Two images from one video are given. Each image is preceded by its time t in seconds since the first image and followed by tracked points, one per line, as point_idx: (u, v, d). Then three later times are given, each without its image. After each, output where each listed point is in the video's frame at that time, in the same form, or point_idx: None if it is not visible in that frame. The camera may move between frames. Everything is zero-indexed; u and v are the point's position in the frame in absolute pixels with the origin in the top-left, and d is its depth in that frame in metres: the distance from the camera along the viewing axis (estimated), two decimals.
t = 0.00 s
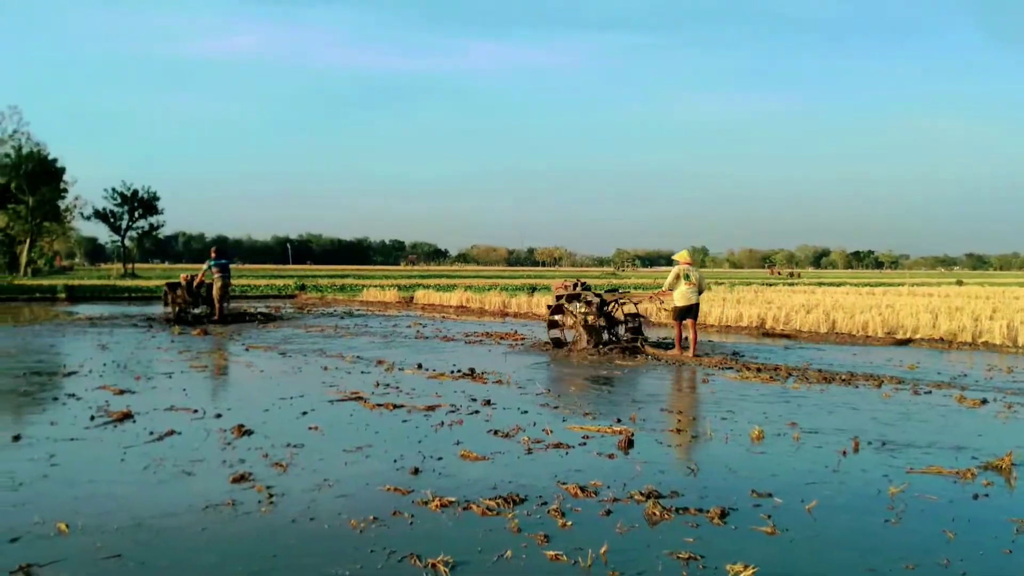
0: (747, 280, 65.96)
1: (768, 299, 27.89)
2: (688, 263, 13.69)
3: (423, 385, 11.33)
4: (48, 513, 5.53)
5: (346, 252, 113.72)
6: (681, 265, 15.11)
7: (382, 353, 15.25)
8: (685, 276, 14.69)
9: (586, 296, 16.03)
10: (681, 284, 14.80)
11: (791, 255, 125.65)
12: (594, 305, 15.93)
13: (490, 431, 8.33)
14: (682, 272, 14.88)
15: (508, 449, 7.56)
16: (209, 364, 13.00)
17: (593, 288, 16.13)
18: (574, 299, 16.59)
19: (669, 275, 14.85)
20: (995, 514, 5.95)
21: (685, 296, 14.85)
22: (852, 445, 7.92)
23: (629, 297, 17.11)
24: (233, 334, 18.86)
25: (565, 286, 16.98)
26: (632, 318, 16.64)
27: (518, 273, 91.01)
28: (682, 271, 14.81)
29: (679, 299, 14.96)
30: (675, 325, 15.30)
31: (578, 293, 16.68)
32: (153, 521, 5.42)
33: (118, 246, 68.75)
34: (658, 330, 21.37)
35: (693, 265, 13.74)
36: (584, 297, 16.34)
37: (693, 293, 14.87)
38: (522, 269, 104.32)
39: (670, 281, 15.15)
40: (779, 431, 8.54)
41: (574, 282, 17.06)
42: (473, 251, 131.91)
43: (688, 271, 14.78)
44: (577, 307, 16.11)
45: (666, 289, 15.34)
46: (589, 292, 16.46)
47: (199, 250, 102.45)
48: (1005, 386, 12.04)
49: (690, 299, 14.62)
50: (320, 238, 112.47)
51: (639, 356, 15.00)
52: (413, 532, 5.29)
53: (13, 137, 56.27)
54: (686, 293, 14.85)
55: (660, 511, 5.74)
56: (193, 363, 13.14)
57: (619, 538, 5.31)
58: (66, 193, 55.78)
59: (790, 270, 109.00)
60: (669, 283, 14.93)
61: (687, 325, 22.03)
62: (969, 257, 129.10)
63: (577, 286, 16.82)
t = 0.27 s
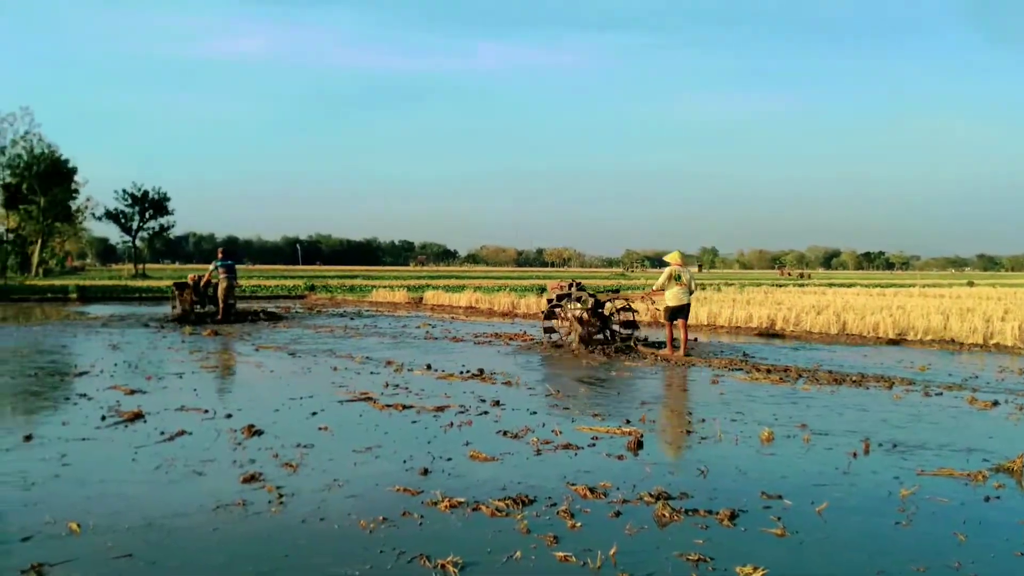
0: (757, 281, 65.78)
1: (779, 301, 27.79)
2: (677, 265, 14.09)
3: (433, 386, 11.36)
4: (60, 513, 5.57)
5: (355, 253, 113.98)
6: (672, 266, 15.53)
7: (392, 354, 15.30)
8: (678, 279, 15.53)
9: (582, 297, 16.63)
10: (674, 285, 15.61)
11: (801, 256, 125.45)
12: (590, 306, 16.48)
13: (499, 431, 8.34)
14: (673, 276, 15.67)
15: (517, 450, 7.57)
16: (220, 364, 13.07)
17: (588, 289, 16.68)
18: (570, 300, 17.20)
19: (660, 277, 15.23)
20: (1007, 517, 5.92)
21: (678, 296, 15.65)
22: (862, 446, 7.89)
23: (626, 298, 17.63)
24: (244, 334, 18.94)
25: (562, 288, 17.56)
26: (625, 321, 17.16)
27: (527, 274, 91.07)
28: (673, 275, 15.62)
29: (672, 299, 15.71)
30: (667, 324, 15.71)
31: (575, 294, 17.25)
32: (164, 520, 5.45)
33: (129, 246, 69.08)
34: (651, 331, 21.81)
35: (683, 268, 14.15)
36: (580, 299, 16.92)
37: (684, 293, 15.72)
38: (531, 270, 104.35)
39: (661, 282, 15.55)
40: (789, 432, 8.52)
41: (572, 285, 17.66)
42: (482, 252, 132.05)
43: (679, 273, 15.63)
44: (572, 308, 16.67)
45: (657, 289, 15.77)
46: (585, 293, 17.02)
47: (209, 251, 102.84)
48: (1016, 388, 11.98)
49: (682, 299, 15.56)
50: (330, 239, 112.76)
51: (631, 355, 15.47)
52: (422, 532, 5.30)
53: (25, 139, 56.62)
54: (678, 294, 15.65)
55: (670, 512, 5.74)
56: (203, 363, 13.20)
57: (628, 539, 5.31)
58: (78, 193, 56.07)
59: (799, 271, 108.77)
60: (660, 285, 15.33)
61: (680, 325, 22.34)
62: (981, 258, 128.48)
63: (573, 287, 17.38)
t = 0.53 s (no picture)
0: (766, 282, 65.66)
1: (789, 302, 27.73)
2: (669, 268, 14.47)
3: (442, 386, 11.37)
4: (71, 512, 5.59)
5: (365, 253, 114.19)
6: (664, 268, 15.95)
7: (401, 355, 15.32)
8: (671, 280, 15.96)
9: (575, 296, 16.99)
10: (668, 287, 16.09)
11: (811, 257, 125.16)
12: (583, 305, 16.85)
13: (508, 432, 8.34)
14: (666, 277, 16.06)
15: (526, 450, 7.57)
16: (229, 365, 13.12)
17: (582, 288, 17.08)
18: (564, 299, 17.64)
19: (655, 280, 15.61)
20: (1019, 519, 5.88)
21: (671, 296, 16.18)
22: (872, 448, 7.86)
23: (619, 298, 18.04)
24: (253, 334, 19.00)
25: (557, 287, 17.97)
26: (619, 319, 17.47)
27: (535, 274, 91.11)
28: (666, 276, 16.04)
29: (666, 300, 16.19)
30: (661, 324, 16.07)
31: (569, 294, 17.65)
32: (174, 520, 5.46)
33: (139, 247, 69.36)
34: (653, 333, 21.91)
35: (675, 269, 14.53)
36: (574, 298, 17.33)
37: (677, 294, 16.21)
38: (539, 271, 104.34)
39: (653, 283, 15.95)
40: (799, 434, 8.49)
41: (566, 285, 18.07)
42: (491, 252, 132.11)
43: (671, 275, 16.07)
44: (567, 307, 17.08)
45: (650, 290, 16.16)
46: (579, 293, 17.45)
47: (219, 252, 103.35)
48: None
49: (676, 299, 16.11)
50: (339, 240, 112.99)
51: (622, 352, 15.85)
52: (431, 533, 5.31)
53: (36, 140, 56.96)
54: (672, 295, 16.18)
55: (679, 514, 5.73)
56: (213, 363, 13.25)
57: (637, 540, 5.30)
58: (89, 194, 56.36)
59: (809, 271, 108.46)
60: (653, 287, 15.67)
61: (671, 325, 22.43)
62: (992, 259, 127.93)
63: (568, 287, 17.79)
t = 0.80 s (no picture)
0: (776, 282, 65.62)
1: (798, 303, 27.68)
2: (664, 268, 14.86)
3: (451, 387, 11.39)
4: (81, 512, 5.61)
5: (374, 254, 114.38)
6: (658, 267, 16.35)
7: (409, 355, 15.35)
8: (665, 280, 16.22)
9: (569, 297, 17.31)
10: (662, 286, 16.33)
11: (821, 257, 124.88)
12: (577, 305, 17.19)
13: (516, 433, 8.34)
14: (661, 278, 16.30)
15: (534, 451, 7.57)
16: (239, 365, 13.17)
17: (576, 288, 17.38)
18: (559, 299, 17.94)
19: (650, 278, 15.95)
20: None
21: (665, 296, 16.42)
22: (882, 450, 7.83)
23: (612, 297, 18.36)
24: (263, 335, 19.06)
25: (551, 287, 18.27)
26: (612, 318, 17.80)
27: (544, 274, 91.13)
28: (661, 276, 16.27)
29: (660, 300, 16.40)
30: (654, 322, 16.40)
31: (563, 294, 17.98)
32: (184, 520, 5.48)
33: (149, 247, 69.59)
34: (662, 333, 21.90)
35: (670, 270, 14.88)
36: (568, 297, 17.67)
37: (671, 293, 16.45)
38: (548, 272, 104.34)
39: (647, 283, 16.32)
40: (808, 435, 8.47)
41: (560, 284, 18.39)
42: (500, 252, 132.18)
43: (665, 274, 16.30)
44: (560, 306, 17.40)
45: (643, 291, 16.57)
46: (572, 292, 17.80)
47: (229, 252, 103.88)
48: None
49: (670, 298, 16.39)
50: (349, 240, 113.23)
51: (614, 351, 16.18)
52: (440, 534, 5.31)
53: (48, 141, 57.29)
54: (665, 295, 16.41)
55: (687, 515, 5.72)
56: (223, 363, 13.30)
57: (645, 542, 5.30)
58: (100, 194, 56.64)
59: (819, 272, 108.17)
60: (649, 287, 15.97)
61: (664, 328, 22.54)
62: (1003, 260, 127.40)
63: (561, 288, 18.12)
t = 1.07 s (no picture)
0: (786, 283, 65.51)
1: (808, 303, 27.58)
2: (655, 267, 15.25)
3: (460, 387, 11.39)
4: (91, 511, 5.63)
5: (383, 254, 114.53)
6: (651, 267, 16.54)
7: (418, 355, 15.36)
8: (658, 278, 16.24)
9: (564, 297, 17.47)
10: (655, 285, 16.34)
11: (831, 258, 124.51)
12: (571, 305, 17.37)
13: (525, 433, 8.33)
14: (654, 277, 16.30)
15: (543, 452, 7.56)
16: (248, 364, 13.20)
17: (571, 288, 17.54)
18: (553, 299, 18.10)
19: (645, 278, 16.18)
20: None
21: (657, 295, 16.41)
22: (893, 451, 7.79)
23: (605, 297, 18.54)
24: (272, 335, 19.11)
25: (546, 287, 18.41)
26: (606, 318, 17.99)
27: (554, 275, 91.06)
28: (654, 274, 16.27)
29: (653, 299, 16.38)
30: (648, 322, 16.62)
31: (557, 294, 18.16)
32: (193, 520, 5.49)
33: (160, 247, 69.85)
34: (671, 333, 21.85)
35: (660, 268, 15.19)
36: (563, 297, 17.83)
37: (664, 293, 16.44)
38: (558, 273, 104.28)
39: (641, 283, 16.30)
40: (818, 436, 8.43)
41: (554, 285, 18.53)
42: (510, 253, 132.17)
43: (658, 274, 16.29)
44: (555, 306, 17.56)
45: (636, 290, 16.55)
46: (566, 292, 17.96)
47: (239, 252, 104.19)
48: None
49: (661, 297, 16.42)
50: (359, 240, 113.41)
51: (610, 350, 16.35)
52: (448, 534, 5.30)
53: (59, 141, 57.55)
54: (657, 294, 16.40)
55: (697, 516, 5.70)
56: (232, 363, 13.33)
57: (654, 543, 5.28)
58: (111, 194, 56.88)
59: (829, 273, 107.79)
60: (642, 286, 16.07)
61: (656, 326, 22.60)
62: (1015, 261, 126.79)
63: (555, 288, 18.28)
